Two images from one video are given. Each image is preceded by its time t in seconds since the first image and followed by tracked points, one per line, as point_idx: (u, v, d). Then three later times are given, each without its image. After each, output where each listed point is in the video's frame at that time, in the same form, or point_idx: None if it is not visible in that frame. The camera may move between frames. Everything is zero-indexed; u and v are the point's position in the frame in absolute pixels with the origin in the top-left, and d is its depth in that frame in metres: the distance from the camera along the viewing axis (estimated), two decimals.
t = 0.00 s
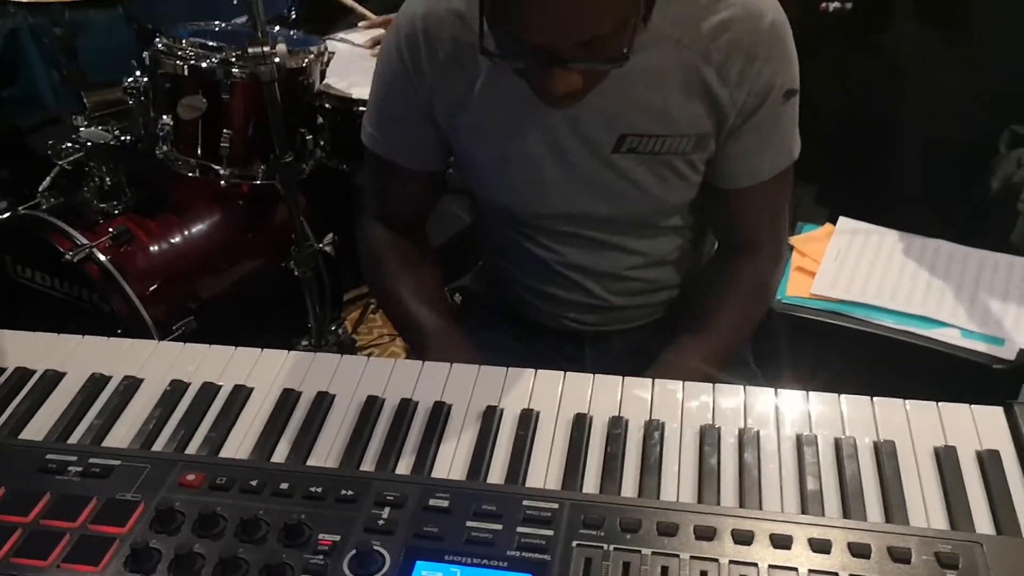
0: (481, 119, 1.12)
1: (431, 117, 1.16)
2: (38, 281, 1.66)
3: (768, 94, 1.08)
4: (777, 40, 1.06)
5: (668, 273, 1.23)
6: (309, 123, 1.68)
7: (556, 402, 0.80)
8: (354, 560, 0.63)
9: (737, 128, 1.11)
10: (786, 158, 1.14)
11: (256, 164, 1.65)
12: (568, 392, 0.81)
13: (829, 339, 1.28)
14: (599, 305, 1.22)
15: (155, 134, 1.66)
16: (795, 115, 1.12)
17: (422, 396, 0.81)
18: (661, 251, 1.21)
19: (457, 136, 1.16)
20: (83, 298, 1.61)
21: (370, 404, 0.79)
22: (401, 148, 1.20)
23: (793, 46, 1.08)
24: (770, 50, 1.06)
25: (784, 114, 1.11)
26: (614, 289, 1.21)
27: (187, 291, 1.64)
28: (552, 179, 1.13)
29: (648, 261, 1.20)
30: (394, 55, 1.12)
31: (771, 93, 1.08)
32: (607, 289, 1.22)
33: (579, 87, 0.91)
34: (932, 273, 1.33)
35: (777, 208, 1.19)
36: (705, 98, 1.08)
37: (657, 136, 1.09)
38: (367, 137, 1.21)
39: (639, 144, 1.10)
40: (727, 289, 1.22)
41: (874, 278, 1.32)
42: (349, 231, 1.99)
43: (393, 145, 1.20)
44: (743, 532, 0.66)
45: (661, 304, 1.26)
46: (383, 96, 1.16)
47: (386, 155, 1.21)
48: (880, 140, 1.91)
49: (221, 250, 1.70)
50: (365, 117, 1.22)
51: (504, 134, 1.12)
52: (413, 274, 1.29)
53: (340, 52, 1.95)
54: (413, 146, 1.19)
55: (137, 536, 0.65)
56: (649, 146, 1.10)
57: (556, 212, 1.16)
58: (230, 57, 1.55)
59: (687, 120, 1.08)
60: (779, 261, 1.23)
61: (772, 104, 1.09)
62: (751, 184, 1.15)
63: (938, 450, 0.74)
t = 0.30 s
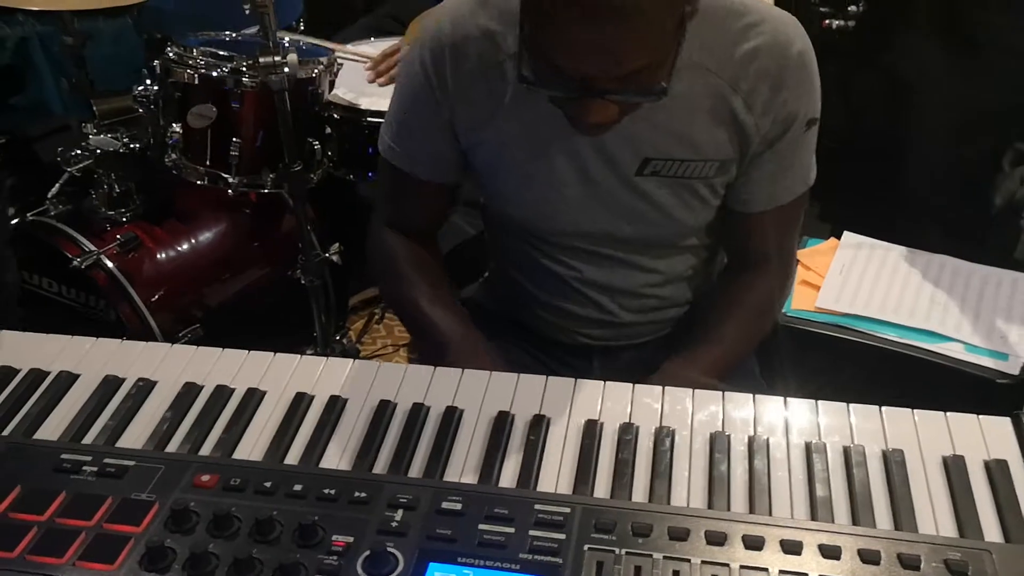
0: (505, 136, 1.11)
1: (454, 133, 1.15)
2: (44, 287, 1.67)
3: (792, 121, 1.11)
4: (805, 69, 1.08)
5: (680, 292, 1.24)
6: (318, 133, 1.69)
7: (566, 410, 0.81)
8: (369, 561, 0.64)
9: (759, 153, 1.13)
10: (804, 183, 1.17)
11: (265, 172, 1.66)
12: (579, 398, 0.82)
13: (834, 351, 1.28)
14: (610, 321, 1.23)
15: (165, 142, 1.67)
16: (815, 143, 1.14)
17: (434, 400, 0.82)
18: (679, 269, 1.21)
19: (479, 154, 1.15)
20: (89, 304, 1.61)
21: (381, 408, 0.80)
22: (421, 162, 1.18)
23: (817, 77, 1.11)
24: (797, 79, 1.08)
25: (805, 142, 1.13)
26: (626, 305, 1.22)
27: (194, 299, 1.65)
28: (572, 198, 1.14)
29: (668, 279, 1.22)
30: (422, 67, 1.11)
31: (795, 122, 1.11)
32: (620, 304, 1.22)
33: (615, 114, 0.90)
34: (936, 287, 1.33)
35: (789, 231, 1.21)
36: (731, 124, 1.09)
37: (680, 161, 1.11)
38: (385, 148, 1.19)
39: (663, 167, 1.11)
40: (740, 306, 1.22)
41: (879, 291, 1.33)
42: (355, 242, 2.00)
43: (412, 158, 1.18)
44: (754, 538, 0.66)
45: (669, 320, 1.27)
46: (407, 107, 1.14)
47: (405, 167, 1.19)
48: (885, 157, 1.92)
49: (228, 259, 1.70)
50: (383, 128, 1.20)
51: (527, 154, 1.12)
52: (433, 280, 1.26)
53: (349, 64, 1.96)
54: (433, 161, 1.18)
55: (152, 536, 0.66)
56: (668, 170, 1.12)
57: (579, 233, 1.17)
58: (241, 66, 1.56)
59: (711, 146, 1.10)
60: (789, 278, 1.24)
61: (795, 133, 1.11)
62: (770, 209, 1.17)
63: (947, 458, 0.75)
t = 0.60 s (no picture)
0: (533, 153, 1.10)
1: (479, 148, 1.13)
2: (50, 289, 1.67)
3: (819, 138, 1.09)
4: (833, 87, 1.07)
5: (693, 307, 1.25)
6: (325, 138, 1.70)
7: (576, 415, 0.81)
8: (381, 562, 0.64)
9: (786, 169, 1.12)
10: (827, 193, 1.17)
11: (272, 176, 1.66)
12: (589, 402, 0.82)
13: (840, 360, 1.29)
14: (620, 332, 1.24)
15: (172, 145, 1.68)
16: (838, 158, 1.14)
17: (444, 404, 0.82)
18: (695, 284, 1.22)
19: (503, 170, 1.13)
20: (94, 306, 1.61)
21: (392, 411, 0.80)
22: (447, 178, 1.16)
23: (842, 94, 1.10)
24: (826, 96, 1.07)
25: (830, 155, 1.12)
26: (637, 316, 1.23)
27: (201, 304, 1.65)
28: (594, 214, 1.12)
29: (683, 295, 1.22)
30: (449, 82, 1.08)
31: (822, 138, 1.09)
32: (632, 317, 1.23)
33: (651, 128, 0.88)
34: (941, 297, 1.34)
35: (807, 241, 1.21)
36: (760, 142, 1.08)
37: (707, 176, 1.09)
38: (412, 162, 1.17)
39: (690, 183, 1.09)
40: (756, 320, 1.23)
41: (883, 300, 1.33)
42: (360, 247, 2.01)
43: (439, 173, 1.16)
44: (765, 542, 0.66)
45: (680, 334, 1.27)
46: (434, 121, 1.12)
47: (431, 182, 1.17)
48: (889, 169, 1.93)
49: (234, 263, 1.71)
50: (409, 141, 1.17)
51: (550, 170, 1.10)
52: (461, 290, 1.26)
53: (356, 69, 1.97)
54: (461, 176, 1.16)
55: (164, 534, 0.66)
56: (695, 186, 1.10)
57: (600, 248, 1.16)
58: (250, 70, 1.56)
59: (740, 163, 1.09)
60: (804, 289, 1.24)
61: (823, 148, 1.11)
62: (794, 221, 1.18)
63: (955, 466, 0.75)
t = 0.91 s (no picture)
0: (545, 162, 1.10)
1: (491, 156, 1.13)
2: (53, 292, 1.68)
3: (833, 158, 1.10)
4: (849, 107, 1.07)
5: (697, 315, 1.26)
6: (328, 143, 1.71)
7: (580, 419, 0.81)
8: (385, 564, 0.64)
9: (799, 188, 1.12)
10: (842, 218, 1.16)
11: (276, 180, 1.66)
12: (593, 406, 0.82)
13: (842, 366, 1.29)
14: (624, 338, 1.24)
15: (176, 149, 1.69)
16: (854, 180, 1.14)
17: (449, 408, 0.82)
18: (701, 298, 1.23)
19: (515, 179, 1.14)
20: (98, 310, 1.62)
21: (396, 414, 0.81)
22: (459, 185, 1.17)
23: (859, 114, 1.10)
24: (842, 116, 1.07)
25: (846, 177, 1.12)
26: (641, 321, 1.23)
27: (205, 309, 1.66)
28: (603, 223, 1.13)
29: (690, 305, 1.24)
30: (463, 89, 1.09)
31: (837, 157, 1.10)
32: (637, 323, 1.23)
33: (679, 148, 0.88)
34: (944, 304, 1.34)
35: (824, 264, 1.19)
36: (773, 159, 1.08)
37: (718, 193, 1.10)
38: (424, 166, 1.18)
39: (699, 199, 1.10)
40: (777, 337, 1.22)
41: (886, 307, 1.33)
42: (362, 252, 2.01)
43: (450, 179, 1.16)
44: (769, 546, 0.66)
45: (686, 340, 1.28)
46: (448, 128, 1.12)
47: (443, 187, 1.18)
48: (891, 176, 1.93)
49: (237, 267, 1.71)
50: (423, 145, 1.18)
51: (561, 180, 1.11)
52: (470, 289, 1.26)
53: (359, 75, 1.98)
54: (472, 183, 1.16)
55: (171, 536, 0.66)
56: (705, 203, 1.11)
57: (608, 258, 1.17)
58: (254, 75, 1.57)
59: (752, 179, 1.09)
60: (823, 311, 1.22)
61: (837, 168, 1.11)
62: (805, 245, 1.17)
63: (959, 471, 0.75)
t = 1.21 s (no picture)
0: (550, 163, 1.10)
1: (496, 157, 1.13)
2: (52, 292, 1.67)
3: (841, 155, 1.10)
4: (856, 104, 1.08)
5: (699, 317, 1.25)
6: (329, 143, 1.70)
7: (581, 420, 0.81)
8: (383, 566, 0.64)
9: (805, 183, 1.13)
10: (853, 210, 1.17)
11: (275, 181, 1.66)
12: (594, 408, 0.82)
13: (841, 369, 1.28)
14: (628, 342, 1.24)
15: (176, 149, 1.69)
16: (861, 176, 1.14)
17: (448, 408, 0.82)
18: (706, 300, 1.23)
19: (519, 179, 1.13)
20: (97, 309, 1.61)
21: (395, 415, 0.80)
22: (465, 187, 1.16)
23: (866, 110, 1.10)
24: (849, 113, 1.07)
25: (854, 172, 1.13)
26: (644, 324, 1.23)
27: (205, 310, 1.65)
28: (607, 223, 1.12)
29: (693, 310, 1.23)
30: (468, 91, 1.09)
31: (845, 154, 1.10)
32: (641, 328, 1.23)
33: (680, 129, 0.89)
34: (946, 309, 1.33)
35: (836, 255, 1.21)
36: (780, 158, 1.08)
37: (723, 190, 1.10)
38: (430, 168, 1.17)
39: (705, 197, 1.10)
40: (783, 323, 1.24)
41: (886, 310, 1.33)
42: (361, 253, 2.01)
43: (454, 181, 1.16)
44: (768, 550, 0.66)
45: (688, 343, 1.27)
46: (453, 130, 1.12)
47: (448, 189, 1.17)
48: (891, 180, 1.93)
49: (237, 267, 1.71)
50: (428, 147, 1.18)
51: (565, 179, 1.11)
52: (469, 289, 1.25)
53: (359, 75, 1.98)
54: (476, 184, 1.16)
55: (167, 536, 0.66)
56: (711, 200, 1.11)
57: (611, 260, 1.16)
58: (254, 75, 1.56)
59: (758, 177, 1.09)
60: (830, 310, 1.23)
61: (846, 163, 1.11)
62: (824, 233, 1.18)
63: (960, 476, 0.75)
